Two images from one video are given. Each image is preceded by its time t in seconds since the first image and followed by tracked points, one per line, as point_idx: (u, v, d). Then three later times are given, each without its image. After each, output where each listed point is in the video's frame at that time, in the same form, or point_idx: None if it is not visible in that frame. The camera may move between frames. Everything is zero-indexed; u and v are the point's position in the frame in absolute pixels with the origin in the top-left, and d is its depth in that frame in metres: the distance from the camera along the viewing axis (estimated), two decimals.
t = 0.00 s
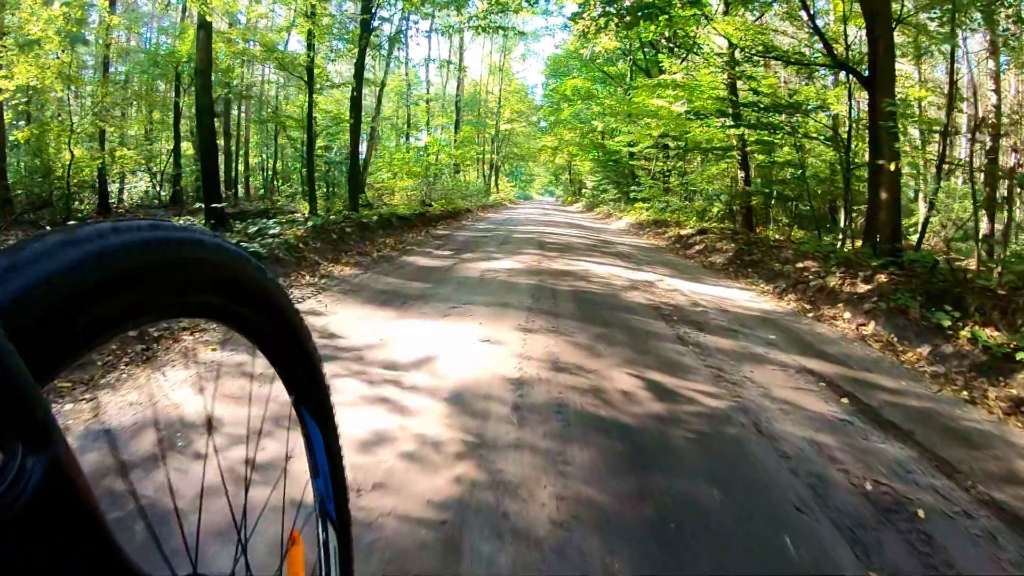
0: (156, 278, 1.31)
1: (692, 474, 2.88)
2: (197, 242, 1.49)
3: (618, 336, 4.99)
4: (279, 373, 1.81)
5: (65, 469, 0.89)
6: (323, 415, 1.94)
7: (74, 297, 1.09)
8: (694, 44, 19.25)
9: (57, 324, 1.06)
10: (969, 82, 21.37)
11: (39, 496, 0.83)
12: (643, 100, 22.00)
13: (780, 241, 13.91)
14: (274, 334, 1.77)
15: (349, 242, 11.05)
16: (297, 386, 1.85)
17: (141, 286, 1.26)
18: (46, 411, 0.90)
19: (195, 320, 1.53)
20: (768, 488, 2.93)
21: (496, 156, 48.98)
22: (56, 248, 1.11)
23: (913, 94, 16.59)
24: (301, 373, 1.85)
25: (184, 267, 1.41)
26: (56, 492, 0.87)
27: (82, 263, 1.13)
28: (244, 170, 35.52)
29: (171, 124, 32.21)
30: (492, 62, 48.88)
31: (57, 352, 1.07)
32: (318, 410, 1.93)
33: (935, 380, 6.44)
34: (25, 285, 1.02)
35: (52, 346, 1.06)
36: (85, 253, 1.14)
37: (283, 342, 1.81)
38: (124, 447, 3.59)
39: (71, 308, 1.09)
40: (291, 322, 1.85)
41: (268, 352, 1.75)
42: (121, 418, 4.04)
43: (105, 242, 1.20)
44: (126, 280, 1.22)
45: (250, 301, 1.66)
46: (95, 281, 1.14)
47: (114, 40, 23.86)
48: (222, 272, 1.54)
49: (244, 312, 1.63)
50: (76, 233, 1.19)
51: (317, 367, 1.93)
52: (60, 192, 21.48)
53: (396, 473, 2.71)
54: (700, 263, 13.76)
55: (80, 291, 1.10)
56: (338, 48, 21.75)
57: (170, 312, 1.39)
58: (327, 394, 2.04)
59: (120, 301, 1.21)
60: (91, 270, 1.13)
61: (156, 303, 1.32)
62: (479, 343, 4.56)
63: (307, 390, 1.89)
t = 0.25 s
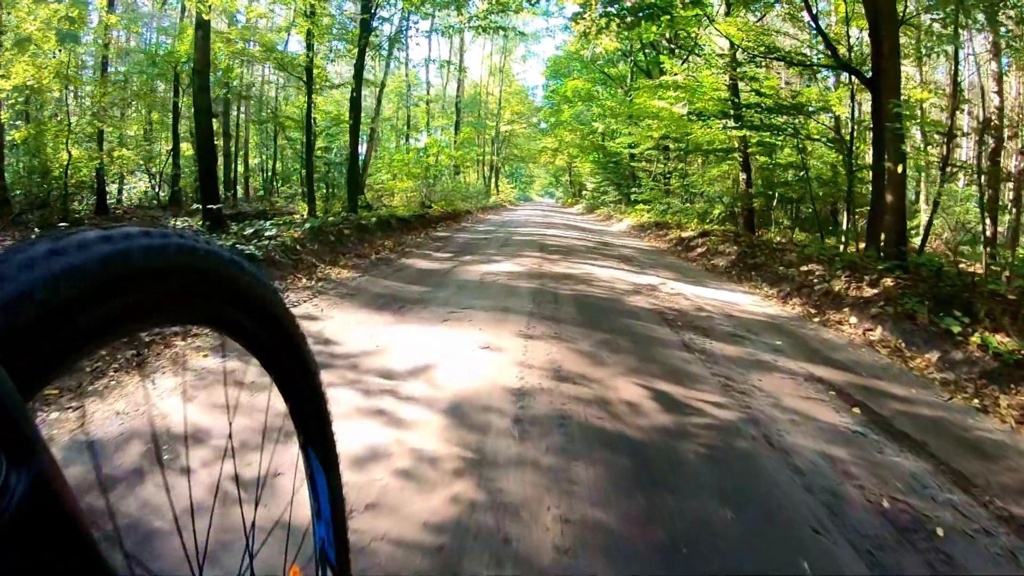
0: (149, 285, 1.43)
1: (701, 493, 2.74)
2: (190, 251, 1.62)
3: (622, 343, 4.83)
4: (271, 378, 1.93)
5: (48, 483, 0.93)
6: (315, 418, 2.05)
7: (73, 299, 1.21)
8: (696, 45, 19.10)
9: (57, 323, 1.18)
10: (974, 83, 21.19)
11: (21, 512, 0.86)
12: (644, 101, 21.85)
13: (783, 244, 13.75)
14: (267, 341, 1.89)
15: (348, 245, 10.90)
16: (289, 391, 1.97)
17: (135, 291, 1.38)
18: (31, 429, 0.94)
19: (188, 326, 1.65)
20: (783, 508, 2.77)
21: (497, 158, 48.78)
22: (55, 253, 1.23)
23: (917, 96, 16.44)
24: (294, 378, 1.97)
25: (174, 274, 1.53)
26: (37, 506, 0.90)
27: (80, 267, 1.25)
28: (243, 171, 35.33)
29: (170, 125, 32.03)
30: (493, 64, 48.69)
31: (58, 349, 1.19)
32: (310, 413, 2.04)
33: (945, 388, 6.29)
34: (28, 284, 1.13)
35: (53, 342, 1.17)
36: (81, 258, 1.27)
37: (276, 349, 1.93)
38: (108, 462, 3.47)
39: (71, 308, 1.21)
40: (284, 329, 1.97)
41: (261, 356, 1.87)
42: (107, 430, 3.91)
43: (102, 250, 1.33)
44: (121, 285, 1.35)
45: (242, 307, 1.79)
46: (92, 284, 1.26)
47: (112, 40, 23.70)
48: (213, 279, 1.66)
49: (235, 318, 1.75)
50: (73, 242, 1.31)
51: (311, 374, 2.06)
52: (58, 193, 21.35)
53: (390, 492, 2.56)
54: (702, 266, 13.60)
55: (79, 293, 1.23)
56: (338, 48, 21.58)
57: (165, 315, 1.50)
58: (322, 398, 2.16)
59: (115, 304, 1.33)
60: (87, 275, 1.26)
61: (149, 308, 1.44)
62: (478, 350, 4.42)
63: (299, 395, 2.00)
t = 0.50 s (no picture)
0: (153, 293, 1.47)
1: (714, 514, 2.59)
2: (193, 260, 1.66)
3: (627, 350, 4.68)
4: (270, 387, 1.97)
5: (36, 503, 0.87)
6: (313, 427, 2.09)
7: (83, 304, 1.26)
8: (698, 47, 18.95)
9: (66, 330, 1.22)
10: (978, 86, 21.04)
11: (12, 532, 0.81)
12: (645, 103, 21.70)
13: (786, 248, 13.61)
14: (270, 348, 1.94)
15: (346, 247, 10.75)
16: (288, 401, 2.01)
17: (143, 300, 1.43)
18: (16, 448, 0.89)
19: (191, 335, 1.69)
20: (801, 530, 2.61)
21: (497, 160, 48.63)
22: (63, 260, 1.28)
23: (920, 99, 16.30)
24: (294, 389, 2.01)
25: (178, 284, 1.57)
26: (25, 530, 0.84)
27: (90, 274, 1.30)
28: (242, 172, 35.17)
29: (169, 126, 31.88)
30: (493, 65, 48.56)
31: (65, 356, 1.22)
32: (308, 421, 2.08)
33: (956, 396, 6.14)
34: (38, 288, 1.18)
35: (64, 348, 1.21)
36: (91, 266, 1.31)
37: (278, 359, 1.97)
38: (91, 478, 3.34)
39: (80, 314, 1.25)
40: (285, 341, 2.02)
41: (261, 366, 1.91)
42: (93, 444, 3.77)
43: (112, 258, 1.38)
44: (129, 291, 1.38)
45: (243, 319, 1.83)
46: (101, 292, 1.31)
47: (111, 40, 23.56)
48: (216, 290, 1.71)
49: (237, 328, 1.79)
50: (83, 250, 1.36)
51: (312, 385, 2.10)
52: (55, 193, 21.16)
53: (385, 514, 2.42)
54: (704, 269, 13.45)
55: (89, 298, 1.27)
56: (337, 50, 21.43)
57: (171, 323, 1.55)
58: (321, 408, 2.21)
59: (124, 310, 1.37)
60: (97, 283, 1.30)
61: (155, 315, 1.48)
62: (477, 359, 4.26)
63: (299, 405, 2.04)
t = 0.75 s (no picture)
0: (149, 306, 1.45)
1: (728, 537, 2.44)
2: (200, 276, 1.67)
3: (632, 357, 4.52)
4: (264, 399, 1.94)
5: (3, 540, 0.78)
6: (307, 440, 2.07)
7: (76, 317, 1.23)
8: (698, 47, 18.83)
9: (50, 346, 1.17)
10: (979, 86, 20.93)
11: None
12: (645, 104, 21.57)
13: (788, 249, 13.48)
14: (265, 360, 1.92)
15: (343, 250, 10.60)
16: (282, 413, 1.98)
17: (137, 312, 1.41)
18: None
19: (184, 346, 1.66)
20: (820, 552, 2.47)
21: (495, 162, 48.51)
22: (67, 270, 1.27)
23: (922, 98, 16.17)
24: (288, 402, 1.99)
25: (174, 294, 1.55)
26: None
27: (86, 286, 1.27)
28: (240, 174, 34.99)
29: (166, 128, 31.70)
30: (492, 67, 48.42)
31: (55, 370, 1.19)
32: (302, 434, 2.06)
33: (967, 402, 6.00)
34: (31, 300, 1.15)
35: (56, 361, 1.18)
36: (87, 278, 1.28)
37: (277, 377, 1.96)
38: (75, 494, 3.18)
39: (71, 327, 1.22)
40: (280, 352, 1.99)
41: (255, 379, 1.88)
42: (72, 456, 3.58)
43: (107, 269, 1.35)
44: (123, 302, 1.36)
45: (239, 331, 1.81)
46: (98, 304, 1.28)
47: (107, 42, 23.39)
48: (212, 300, 1.68)
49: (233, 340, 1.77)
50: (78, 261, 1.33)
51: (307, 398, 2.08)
52: (51, 196, 21.01)
53: (380, 539, 2.28)
54: (705, 271, 13.32)
55: (83, 310, 1.25)
56: (335, 51, 21.28)
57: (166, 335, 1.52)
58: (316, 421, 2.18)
59: (117, 323, 1.35)
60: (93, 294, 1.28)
61: (149, 327, 1.46)
62: (475, 367, 4.12)
63: (293, 417, 2.01)
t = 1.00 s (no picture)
0: (144, 312, 1.53)
1: (746, 562, 2.30)
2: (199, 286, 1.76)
3: (637, 367, 4.38)
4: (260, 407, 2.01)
5: None
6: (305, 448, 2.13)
7: (71, 321, 1.31)
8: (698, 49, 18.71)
9: (57, 342, 1.27)
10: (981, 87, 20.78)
11: None
12: (645, 106, 21.42)
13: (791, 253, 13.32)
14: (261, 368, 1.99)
15: (340, 254, 10.44)
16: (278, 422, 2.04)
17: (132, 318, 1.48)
18: None
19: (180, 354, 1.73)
20: None
21: (495, 165, 48.36)
22: (73, 272, 1.38)
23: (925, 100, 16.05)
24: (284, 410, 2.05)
25: (170, 302, 1.62)
26: None
27: (79, 293, 1.35)
28: (238, 177, 34.85)
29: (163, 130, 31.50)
30: (490, 69, 48.23)
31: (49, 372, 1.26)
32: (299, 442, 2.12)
33: (980, 410, 5.85)
34: (20, 305, 1.22)
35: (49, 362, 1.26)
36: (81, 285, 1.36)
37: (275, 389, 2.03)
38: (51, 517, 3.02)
39: (66, 331, 1.30)
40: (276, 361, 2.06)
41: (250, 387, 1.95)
42: (56, 472, 3.38)
43: (100, 278, 1.43)
44: (118, 309, 1.44)
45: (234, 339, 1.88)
46: (90, 309, 1.36)
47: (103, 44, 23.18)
48: (206, 309, 1.76)
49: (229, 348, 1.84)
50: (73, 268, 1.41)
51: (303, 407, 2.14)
52: (47, 198, 20.84)
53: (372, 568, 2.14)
54: (708, 274, 13.16)
55: (77, 316, 1.32)
56: (334, 53, 21.12)
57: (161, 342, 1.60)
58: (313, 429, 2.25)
59: (113, 328, 1.42)
60: (86, 299, 1.35)
61: (143, 335, 1.53)
62: (473, 378, 3.95)
63: (291, 426, 2.08)
